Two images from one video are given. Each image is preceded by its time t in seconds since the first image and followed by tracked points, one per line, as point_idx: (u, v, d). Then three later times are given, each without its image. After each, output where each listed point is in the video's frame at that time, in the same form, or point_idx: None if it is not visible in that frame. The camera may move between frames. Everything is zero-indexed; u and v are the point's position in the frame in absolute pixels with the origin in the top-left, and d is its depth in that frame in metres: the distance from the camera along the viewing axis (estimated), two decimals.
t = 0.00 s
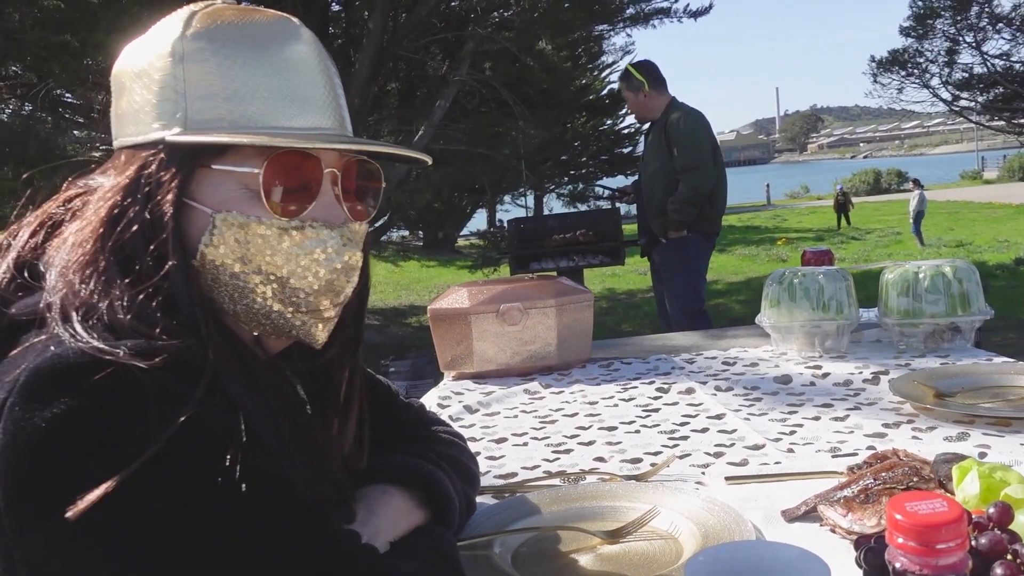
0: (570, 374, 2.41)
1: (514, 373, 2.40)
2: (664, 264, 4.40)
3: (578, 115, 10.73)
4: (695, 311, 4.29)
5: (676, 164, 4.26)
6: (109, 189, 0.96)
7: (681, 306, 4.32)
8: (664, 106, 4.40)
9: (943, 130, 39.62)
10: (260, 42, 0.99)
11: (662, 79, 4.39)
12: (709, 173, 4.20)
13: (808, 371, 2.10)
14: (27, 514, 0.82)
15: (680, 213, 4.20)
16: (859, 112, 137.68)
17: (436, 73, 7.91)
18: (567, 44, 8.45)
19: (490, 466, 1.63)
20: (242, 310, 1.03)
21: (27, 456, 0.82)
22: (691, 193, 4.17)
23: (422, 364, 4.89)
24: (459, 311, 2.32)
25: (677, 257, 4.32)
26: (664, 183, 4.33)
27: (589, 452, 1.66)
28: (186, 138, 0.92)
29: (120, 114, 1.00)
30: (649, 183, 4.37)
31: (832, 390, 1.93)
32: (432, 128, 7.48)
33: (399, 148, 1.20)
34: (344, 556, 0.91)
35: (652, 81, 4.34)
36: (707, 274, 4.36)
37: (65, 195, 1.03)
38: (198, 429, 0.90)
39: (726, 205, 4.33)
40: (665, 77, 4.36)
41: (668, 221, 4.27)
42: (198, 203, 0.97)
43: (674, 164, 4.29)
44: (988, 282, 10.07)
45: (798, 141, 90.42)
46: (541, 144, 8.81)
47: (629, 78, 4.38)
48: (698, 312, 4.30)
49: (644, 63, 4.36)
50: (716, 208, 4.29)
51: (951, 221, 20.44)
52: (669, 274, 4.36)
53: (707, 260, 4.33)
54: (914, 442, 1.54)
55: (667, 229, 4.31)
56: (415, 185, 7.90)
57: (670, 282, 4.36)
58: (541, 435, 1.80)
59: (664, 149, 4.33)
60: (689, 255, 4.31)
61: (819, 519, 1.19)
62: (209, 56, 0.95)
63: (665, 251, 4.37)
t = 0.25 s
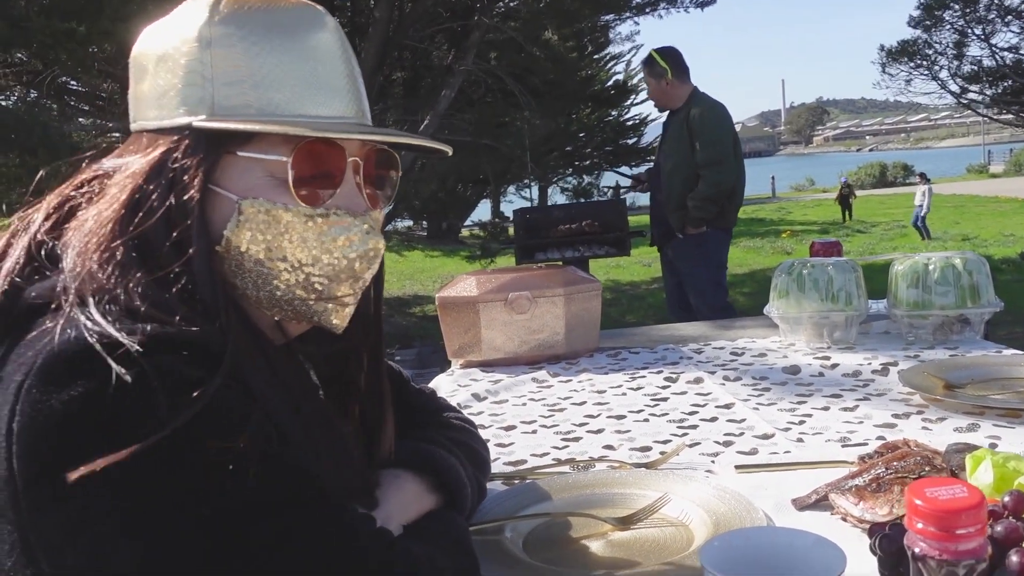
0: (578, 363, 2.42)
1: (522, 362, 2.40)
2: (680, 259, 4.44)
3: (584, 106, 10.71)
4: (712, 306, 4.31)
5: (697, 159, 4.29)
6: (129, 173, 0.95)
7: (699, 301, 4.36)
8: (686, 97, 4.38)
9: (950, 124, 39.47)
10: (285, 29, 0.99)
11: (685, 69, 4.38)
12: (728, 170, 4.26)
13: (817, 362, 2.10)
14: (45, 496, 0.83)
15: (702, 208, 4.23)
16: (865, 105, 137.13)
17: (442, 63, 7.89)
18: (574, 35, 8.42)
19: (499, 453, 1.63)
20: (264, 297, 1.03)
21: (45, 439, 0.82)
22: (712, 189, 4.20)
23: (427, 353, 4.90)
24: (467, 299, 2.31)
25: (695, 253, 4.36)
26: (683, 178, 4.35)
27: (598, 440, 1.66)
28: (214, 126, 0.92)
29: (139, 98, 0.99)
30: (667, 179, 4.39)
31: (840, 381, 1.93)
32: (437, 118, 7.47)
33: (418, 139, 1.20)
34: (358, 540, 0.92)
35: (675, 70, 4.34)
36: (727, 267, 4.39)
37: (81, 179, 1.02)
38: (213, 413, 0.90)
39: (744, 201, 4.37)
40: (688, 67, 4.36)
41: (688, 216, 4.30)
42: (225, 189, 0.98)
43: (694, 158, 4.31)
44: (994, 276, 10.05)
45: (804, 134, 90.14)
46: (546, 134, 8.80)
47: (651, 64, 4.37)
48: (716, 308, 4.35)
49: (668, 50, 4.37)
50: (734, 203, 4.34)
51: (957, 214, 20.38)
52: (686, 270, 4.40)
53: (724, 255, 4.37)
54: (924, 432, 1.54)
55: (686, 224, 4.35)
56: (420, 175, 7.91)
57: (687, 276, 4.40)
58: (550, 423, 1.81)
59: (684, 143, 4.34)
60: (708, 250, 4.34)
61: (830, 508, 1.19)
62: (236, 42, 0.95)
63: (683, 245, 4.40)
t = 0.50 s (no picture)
0: (585, 344, 2.43)
1: (529, 343, 2.42)
2: (708, 243, 4.61)
3: (588, 89, 10.68)
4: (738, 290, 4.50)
5: (730, 149, 4.43)
6: (149, 148, 0.95)
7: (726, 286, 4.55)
8: (713, 80, 4.50)
9: (956, 110, 39.29)
10: (305, 7, 1.00)
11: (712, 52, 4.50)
12: (759, 161, 4.42)
13: (823, 344, 2.11)
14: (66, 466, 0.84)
15: (733, 196, 4.38)
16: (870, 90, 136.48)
17: (447, 45, 7.83)
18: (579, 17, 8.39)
19: (508, 431, 1.65)
20: (280, 272, 1.04)
21: (66, 409, 0.83)
22: (745, 179, 4.35)
23: (432, 335, 4.91)
24: (476, 280, 2.33)
25: (723, 239, 4.53)
26: (714, 166, 4.49)
27: (606, 419, 1.68)
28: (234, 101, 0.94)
29: (157, 73, 1.00)
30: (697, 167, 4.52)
31: (846, 363, 1.94)
32: (442, 100, 7.45)
33: (434, 117, 1.21)
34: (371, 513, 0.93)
35: (702, 52, 4.46)
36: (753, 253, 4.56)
37: (100, 151, 1.03)
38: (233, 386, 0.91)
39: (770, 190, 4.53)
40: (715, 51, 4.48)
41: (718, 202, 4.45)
42: (243, 165, 0.99)
43: (726, 148, 4.46)
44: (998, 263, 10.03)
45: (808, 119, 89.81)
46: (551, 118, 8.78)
47: (680, 46, 4.51)
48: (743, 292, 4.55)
49: (696, 33, 4.49)
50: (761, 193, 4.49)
51: (962, 201, 20.33)
52: (715, 254, 4.57)
53: (750, 240, 4.54)
54: (930, 414, 1.55)
55: (715, 210, 4.50)
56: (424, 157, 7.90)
57: (714, 261, 4.58)
58: (558, 402, 1.82)
59: (716, 132, 4.47)
60: (736, 236, 4.51)
61: (838, 486, 1.20)
62: (256, 19, 0.97)
63: (712, 230, 4.56)
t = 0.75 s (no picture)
0: (592, 330, 2.44)
1: (536, 329, 2.43)
2: (722, 232, 4.64)
3: (591, 76, 10.64)
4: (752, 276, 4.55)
5: (749, 141, 4.45)
6: (174, 130, 0.97)
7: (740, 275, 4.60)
8: (731, 68, 4.50)
9: (960, 100, 39.14)
10: None
11: (731, 40, 4.49)
12: (777, 155, 4.45)
13: (829, 332, 2.12)
14: (94, 442, 0.85)
15: (749, 187, 4.40)
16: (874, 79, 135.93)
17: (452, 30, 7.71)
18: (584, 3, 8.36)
19: (518, 415, 1.66)
20: (302, 255, 1.06)
21: (92, 385, 0.84)
22: (763, 171, 4.38)
23: (435, 321, 4.93)
24: (483, 265, 2.34)
25: (737, 229, 4.58)
26: (732, 157, 4.50)
27: (615, 404, 1.69)
28: (262, 84, 0.95)
29: (182, 58, 1.02)
30: (715, 157, 4.54)
31: (853, 351, 1.95)
32: (445, 86, 7.44)
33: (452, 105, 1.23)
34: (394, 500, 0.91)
35: (721, 41, 4.45)
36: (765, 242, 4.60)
37: (123, 134, 1.05)
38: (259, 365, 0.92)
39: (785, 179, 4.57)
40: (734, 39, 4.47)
41: (733, 192, 4.47)
42: (268, 147, 1.01)
43: (746, 140, 4.48)
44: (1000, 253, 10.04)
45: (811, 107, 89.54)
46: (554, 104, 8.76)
47: (698, 34, 4.50)
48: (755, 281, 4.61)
49: (714, 20, 4.47)
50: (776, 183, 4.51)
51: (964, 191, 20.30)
52: (728, 243, 4.62)
53: (763, 229, 4.58)
54: (937, 401, 1.57)
55: (729, 200, 4.52)
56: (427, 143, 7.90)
57: (727, 249, 4.63)
58: (567, 387, 1.84)
59: (735, 125, 4.49)
60: (749, 225, 4.54)
61: (847, 472, 1.21)
62: (282, 5, 0.99)
63: (726, 218, 4.59)
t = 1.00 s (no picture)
0: (599, 322, 2.45)
1: (544, 320, 2.44)
2: (725, 224, 4.66)
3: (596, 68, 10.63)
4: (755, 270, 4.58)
5: (755, 133, 4.46)
6: (197, 120, 0.98)
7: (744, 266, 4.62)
8: (737, 61, 4.53)
9: (964, 95, 39.05)
10: None
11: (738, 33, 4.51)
12: (783, 147, 4.47)
13: (836, 326, 2.13)
14: (120, 426, 0.87)
15: (754, 179, 4.41)
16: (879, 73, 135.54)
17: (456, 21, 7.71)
18: None
19: (529, 405, 1.68)
20: (323, 244, 1.08)
21: (119, 370, 0.86)
22: (768, 163, 4.39)
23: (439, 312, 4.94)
24: (492, 256, 2.35)
25: (741, 220, 4.59)
26: (737, 149, 4.51)
27: (624, 395, 1.71)
28: (283, 74, 0.96)
29: (204, 49, 1.04)
30: (721, 149, 4.54)
31: (860, 345, 1.97)
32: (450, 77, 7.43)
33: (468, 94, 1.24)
34: (414, 485, 0.93)
35: (729, 34, 4.46)
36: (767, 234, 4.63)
37: (146, 124, 1.06)
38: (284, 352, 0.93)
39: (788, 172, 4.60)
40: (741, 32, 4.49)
41: (738, 184, 4.48)
42: (289, 138, 1.02)
43: (752, 132, 4.48)
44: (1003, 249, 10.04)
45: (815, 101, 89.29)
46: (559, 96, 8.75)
47: (707, 26, 4.49)
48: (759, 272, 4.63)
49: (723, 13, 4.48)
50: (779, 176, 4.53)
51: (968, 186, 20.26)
52: (730, 235, 4.64)
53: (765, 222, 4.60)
54: (944, 395, 1.58)
55: (734, 192, 4.54)
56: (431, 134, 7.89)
57: (730, 241, 4.65)
58: (576, 378, 1.85)
59: (742, 116, 4.49)
60: (752, 217, 4.57)
61: (856, 463, 1.23)
62: None
63: (729, 210, 4.61)
